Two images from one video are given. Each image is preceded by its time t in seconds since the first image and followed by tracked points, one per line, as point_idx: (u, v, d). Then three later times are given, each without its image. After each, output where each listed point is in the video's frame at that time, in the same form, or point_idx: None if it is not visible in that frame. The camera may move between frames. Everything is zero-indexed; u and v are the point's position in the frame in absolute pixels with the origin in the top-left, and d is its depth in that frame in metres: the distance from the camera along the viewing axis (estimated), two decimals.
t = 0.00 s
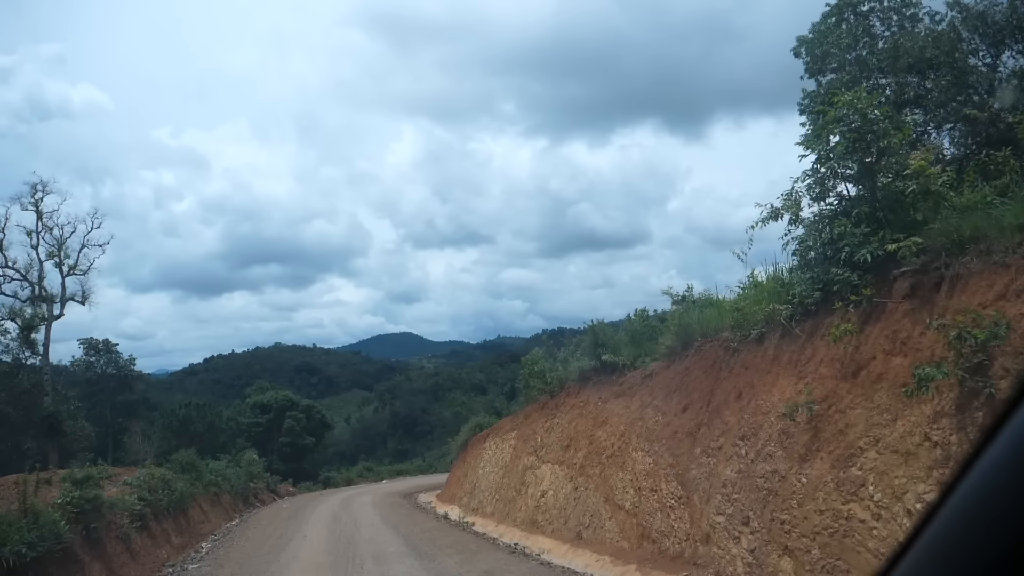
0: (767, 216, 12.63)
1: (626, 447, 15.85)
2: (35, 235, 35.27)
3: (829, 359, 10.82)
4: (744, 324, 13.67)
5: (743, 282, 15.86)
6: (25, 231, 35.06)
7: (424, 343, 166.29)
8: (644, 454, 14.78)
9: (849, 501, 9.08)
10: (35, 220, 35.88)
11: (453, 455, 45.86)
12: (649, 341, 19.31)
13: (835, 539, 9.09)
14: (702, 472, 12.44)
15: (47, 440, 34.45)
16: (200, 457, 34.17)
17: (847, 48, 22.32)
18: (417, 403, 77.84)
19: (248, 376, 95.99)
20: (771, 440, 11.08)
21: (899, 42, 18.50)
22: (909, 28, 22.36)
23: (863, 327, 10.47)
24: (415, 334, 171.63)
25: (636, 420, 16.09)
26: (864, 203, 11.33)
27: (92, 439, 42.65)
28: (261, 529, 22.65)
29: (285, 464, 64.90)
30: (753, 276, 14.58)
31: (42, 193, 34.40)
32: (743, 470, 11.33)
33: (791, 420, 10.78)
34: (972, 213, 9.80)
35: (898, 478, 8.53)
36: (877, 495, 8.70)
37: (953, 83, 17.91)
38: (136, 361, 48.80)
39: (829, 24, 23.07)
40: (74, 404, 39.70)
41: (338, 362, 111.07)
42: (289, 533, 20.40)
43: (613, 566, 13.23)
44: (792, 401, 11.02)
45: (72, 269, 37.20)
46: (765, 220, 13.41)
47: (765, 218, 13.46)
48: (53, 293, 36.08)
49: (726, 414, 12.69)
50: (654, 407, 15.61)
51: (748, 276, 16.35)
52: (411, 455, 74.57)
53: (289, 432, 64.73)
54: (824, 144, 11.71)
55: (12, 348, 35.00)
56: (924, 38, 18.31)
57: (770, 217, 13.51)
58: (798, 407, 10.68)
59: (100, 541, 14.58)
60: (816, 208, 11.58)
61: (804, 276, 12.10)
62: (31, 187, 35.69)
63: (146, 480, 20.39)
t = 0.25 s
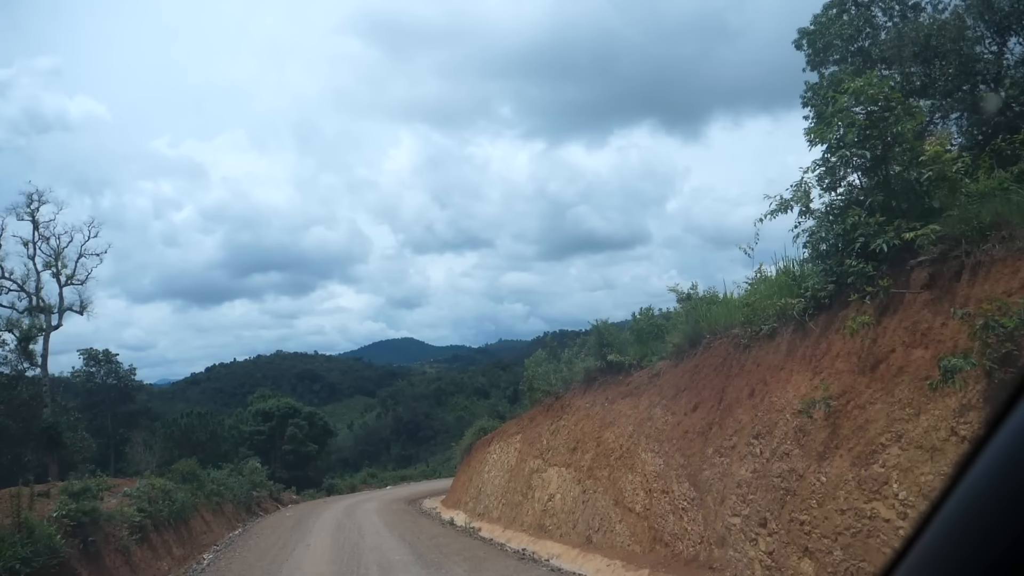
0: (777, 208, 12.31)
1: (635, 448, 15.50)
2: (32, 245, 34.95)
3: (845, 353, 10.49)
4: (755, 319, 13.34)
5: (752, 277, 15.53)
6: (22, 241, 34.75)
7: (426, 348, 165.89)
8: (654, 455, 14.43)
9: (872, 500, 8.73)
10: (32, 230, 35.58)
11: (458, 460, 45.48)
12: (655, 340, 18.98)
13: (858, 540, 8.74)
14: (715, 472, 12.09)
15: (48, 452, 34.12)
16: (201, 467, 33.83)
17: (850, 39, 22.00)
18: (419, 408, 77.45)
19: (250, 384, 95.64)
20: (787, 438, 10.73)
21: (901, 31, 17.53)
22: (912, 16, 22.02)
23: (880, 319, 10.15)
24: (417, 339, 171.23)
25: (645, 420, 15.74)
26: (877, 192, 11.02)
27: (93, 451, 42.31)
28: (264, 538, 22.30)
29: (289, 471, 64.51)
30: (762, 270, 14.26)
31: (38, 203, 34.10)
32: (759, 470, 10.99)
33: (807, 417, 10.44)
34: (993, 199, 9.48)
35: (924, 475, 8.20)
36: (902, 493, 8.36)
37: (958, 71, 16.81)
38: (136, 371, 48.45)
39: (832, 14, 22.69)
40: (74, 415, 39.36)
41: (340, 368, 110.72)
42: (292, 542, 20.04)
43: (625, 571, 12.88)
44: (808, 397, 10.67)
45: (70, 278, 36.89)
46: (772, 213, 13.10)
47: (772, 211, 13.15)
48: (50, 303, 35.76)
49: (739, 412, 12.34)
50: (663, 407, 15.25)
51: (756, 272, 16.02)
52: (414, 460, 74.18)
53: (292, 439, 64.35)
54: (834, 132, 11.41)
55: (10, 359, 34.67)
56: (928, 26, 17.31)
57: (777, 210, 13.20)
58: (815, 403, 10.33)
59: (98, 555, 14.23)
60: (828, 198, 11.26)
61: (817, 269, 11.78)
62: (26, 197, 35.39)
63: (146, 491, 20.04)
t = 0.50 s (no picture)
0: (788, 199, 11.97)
1: (643, 447, 15.15)
2: (30, 246, 34.63)
3: (863, 347, 10.15)
4: (767, 313, 13.00)
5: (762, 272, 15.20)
6: (20, 242, 34.42)
7: (427, 348, 165.51)
8: (663, 454, 14.08)
9: (895, 499, 8.39)
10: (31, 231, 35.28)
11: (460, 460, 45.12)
12: (662, 337, 18.64)
13: (880, 540, 8.40)
14: (727, 471, 11.75)
15: (48, 455, 33.81)
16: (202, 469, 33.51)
17: (857, 30, 21.65)
18: (422, 409, 77.08)
19: (253, 386, 95.36)
20: (803, 435, 10.39)
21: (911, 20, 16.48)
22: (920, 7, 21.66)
23: (899, 311, 9.81)
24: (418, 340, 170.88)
25: (653, 418, 15.40)
26: (894, 181, 10.69)
27: (94, 454, 41.99)
28: (265, 541, 21.98)
29: (291, 473, 64.19)
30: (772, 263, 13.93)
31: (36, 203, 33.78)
32: (774, 468, 10.65)
33: (824, 413, 10.10)
34: (1016, 185, 9.14)
35: (950, 472, 7.86)
36: (927, 491, 8.03)
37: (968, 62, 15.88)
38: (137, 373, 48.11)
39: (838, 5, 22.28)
40: (75, 418, 39.04)
41: (342, 370, 110.42)
42: (294, 545, 19.68)
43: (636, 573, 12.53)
44: (825, 393, 10.34)
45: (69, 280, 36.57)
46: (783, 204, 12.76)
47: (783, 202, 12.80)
48: (49, 306, 35.45)
49: (751, 408, 12.00)
50: (672, 404, 14.91)
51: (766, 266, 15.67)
52: (417, 461, 73.79)
53: (294, 441, 64.01)
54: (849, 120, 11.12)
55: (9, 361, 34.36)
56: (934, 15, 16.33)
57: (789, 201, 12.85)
58: (833, 398, 10.00)
59: (95, 560, 13.89)
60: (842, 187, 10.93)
61: (831, 261, 11.44)
62: (25, 198, 35.10)
63: (145, 494, 19.70)
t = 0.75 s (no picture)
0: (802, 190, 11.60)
1: (653, 447, 14.80)
2: (30, 250, 34.39)
3: (883, 341, 9.79)
4: (781, 308, 12.66)
5: (773, 266, 14.85)
6: (20, 247, 34.18)
7: (431, 350, 165.14)
8: (674, 453, 13.73)
9: (921, 498, 8.03)
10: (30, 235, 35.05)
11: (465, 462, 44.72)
12: (671, 335, 18.30)
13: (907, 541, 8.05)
14: (742, 470, 11.41)
15: (50, 461, 33.54)
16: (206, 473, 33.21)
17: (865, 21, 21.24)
18: (426, 411, 76.67)
19: (257, 390, 95.12)
20: (821, 432, 10.04)
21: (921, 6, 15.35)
22: None
23: (920, 302, 9.45)
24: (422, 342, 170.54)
25: (663, 417, 15.06)
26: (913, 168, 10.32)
27: (96, 459, 41.72)
28: (269, 546, 21.66)
29: (296, 477, 63.86)
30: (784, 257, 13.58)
31: (35, 207, 33.54)
32: (792, 467, 10.30)
33: (844, 409, 9.75)
34: None
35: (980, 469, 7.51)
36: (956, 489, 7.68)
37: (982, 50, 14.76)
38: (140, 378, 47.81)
39: None
40: (77, 423, 38.78)
41: (346, 373, 110.15)
42: (298, 550, 19.35)
43: None
44: (844, 388, 9.99)
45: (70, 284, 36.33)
46: (796, 195, 12.39)
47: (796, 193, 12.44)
48: (50, 310, 35.20)
49: (766, 406, 11.65)
50: (682, 402, 14.57)
51: (777, 260, 15.31)
52: (422, 463, 73.39)
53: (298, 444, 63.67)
54: (864, 106, 10.79)
55: (10, 366, 34.11)
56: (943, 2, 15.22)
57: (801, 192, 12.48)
58: (853, 394, 9.65)
59: (94, 568, 13.58)
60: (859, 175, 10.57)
61: (847, 252, 11.09)
62: (24, 202, 34.87)
63: (146, 499, 19.38)
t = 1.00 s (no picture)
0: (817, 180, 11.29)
1: (665, 446, 14.46)
2: (32, 255, 34.16)
3: (906, 334, 9.44)
4: (797, 303, 12.32)
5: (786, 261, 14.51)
6: (22, 251, 33.96)
7: (436, 352, 164.83)
8: (688, 453, 13.39)
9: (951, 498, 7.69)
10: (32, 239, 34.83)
11: (472, 464, 44.33)
12: (681, 332, 17.95)
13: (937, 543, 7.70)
14: (760, 470, 11.06)
15: (54, 466, 33.30)
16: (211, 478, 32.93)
17: (875, 12, 20.89)
18: (432, 413, 76.29)
19: (262, 394, 94.92)
20: (843, 430, 9.69)
21: None
22: None
23: (944, 293, 9.11)
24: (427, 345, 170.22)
25: (675, 416, 14.72)
26: (935, 154, 9.98)
27: (101, 464, 41.49)
28: (274, 551, 21.37)
29: (302, 480, 63.56)
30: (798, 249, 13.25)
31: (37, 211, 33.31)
32: (812, 466, 9.96)
33: (866, 406, 9.40)
34: None
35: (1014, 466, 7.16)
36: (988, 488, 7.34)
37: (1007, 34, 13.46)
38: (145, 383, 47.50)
39: None
40: (81, 428, 38.54)
41: (351, 376, 109.89)
42: (304, 555, 19.03)
43: None
44: (866, 384, 9.64)
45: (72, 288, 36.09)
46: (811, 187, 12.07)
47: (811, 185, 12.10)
48: (52, 315, 34.98)
49: (783, 403, 11.29)
50: (695, 401, 14.23)
51: (790, 255, 14.97)
52: (428, 466, 73.05)
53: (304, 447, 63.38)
54: (882, 93, 10.45)
55: (13, 371, 33.87)
56: None
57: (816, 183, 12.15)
58: (876, 389, 9.30)
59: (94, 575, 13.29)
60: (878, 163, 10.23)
61: (867, 243, 10.75)
62: (26, 206, 34.66)
63: (148, 504, 19.10)
